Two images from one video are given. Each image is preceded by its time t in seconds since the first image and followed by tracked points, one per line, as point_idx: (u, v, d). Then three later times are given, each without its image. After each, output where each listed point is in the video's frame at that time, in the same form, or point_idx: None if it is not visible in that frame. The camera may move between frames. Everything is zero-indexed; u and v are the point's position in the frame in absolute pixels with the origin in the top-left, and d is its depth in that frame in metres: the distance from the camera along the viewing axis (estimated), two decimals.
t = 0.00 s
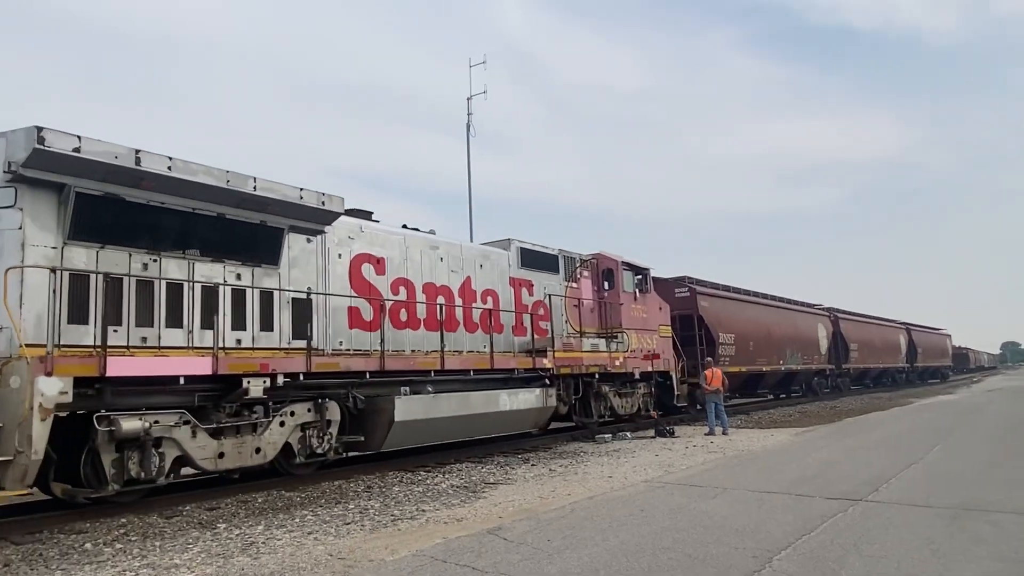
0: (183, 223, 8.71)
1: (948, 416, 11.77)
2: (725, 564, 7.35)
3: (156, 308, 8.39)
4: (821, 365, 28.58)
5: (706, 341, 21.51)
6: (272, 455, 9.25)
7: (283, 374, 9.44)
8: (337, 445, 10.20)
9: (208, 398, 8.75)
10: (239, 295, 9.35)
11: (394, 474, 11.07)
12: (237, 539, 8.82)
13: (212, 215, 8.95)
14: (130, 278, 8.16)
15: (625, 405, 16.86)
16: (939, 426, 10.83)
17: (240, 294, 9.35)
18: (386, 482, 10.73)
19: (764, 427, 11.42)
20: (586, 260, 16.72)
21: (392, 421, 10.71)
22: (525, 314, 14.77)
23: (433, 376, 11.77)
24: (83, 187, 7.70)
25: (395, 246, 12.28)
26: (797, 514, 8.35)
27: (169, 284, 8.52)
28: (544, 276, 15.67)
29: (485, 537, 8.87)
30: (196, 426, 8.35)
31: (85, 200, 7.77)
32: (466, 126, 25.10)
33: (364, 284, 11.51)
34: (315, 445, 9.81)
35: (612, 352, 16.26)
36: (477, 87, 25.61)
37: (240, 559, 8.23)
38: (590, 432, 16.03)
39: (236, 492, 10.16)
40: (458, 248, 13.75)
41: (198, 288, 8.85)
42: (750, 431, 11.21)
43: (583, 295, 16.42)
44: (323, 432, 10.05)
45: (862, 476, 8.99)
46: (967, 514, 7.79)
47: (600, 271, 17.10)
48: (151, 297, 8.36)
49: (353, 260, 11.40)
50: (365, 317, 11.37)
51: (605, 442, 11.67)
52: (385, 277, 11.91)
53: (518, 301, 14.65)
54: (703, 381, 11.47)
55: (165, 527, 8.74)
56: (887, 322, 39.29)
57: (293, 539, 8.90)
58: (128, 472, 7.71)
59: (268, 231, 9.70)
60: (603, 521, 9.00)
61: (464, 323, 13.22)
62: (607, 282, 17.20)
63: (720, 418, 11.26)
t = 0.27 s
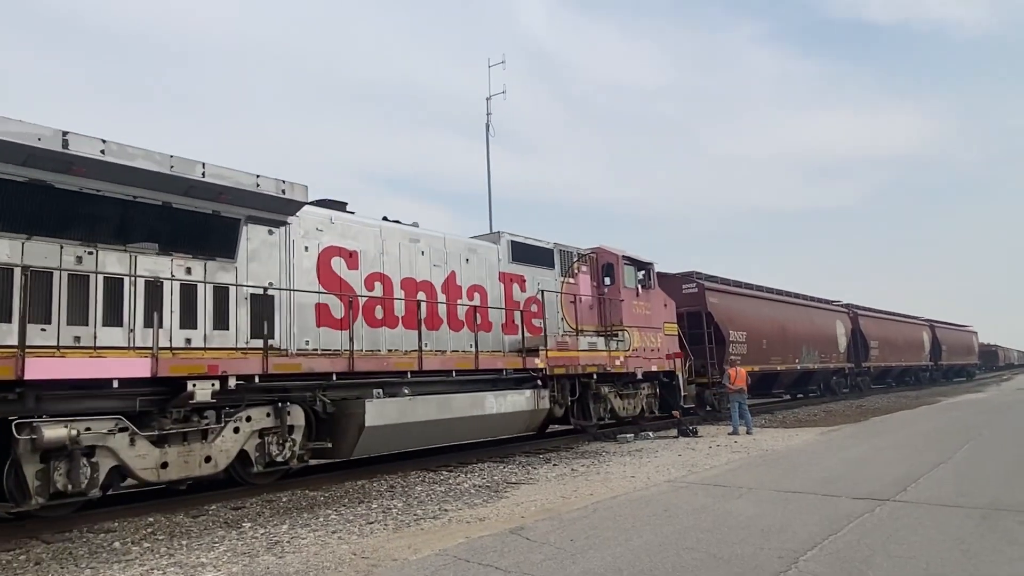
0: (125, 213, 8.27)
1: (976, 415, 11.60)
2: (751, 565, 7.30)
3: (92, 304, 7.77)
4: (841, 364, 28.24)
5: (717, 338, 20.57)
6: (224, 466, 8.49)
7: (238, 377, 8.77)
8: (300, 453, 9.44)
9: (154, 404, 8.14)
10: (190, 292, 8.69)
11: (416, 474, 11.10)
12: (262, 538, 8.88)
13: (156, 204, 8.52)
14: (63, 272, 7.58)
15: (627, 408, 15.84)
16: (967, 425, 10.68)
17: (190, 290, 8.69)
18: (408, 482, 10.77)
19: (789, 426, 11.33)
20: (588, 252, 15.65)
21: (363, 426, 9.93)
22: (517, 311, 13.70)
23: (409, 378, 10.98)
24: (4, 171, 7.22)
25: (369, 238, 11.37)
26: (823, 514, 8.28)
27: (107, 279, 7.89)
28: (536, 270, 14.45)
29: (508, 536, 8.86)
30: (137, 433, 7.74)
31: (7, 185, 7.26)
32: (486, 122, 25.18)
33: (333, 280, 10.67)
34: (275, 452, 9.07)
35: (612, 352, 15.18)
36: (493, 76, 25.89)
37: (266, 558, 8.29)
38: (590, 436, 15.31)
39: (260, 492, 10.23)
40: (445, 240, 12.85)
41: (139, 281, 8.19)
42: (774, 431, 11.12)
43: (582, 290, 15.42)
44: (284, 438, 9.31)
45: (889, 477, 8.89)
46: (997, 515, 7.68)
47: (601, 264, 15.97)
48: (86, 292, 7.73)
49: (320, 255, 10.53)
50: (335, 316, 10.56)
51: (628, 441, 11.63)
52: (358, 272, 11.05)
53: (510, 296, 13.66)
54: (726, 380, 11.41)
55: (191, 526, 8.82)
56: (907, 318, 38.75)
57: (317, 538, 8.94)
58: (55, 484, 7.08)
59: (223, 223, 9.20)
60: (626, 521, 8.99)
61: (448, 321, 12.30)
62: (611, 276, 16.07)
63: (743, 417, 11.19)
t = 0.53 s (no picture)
0: (48, 200, 7.39)
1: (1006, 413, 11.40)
2: (775, 565, 7.24)
3: (15, 301, 7.03)
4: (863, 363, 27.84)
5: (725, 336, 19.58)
6: (166, 476, 7.77)
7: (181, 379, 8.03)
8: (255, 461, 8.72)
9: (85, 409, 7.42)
10: (128, 287, 7.96)
11: (438, 473, 11.14)
12: (287, 536, 8.97)
13: (88, 190, 7.71)
14: None
15: (626, 409, 14.97)
16: (998, 423, 10.49)
17: (128, 286, 7.95)
18: (430, 481, 10.81)
19: (814, 425, 11.21)
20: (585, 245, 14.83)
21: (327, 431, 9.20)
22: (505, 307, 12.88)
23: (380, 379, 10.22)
24: None
25: (337, 230, 10.58)
26: (849, 514, 8.17)
27: (34, 274, 7.18)
28: (528, 264, 13.64)
29: (531, 535, 8.86)
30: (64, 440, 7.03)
31: None
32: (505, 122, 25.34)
33: (296, 273, 9.92)
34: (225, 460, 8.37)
35: (609, 350, 14.25)
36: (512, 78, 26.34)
37: (290, 556, 8.36)
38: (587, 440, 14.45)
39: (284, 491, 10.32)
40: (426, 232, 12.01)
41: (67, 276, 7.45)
42: (799, 429, 11.00)
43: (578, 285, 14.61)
44: (235, 445, 8.55)
45: (917, 476, 8.75)
46: None
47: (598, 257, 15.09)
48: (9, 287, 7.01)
49: (281, 247, 9.77)
50: (299, 313, 9.78)
51: (650, 440, 11.57)
52: (323, 266, 10.26)
53: (496, 293, 12.84)
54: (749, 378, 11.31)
55: (217, 525, 8.92)
56: (932, 314, 38.10)
57: (341, 537, 9.00)
58: None
59: (162, 211, 8.33)
60: (649, 520, 8.95)
61: (428, 317, 11.50)
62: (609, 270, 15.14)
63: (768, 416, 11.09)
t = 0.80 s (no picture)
0: None
1: None
2: (800, 565, 7.11)
3: None
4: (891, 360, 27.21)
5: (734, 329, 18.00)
6: (94, 487, 6.98)
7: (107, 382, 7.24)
8: (197, 471, 7.88)
9: None
10: (52, 280, 7.13)
11: (461, 472, 11.18)
12: (311, 535, 9.08)
13: (8, 176, 6.97)
14: None
15: (625, 410, 14.21)
16: None
17: (55, 282, 7.16)
18: (453, 480, 10.87)
19: (840, 423, 11.01)
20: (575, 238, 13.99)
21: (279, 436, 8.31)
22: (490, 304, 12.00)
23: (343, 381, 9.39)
24: None
25: (296, 220, 9.66)
26: (876, 513, 8.00)
27: None
28: (517, 258, 12.78)
29: (552, 534, 8.85)
30: None
31: None
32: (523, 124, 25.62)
33: (249, 269, 9.03)
34: (162, 470, 7.54)
35: (604, 348, 13.42)
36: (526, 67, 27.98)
37: (314, 554, 8.47)
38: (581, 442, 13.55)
39: (308, 490, 10.44)
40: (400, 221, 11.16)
41: None
42: (824, 428, 10.81)
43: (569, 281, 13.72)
44: (174, 455, 7.70)
45: (947, 474, 8.54)
46: None
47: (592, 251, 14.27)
48: None
49: (233, 240, 8.91)
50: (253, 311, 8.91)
51: (674, 439, 11.47)
52: (280, 260, 9.38)
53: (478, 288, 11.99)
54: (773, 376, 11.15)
55: (242, 523, 9.06)
56: (955, 310, 37.35)
57: (364, 536, 9.09)
58: None
59: (94, 200, 7.56)
60: (672, 520, 8.85)
61: (401, 315, 10.63)
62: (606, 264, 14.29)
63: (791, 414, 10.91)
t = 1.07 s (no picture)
0: None
1: None
2: (827, 564, 7.10)
3: None
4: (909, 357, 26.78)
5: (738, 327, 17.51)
6: (4, 501, 6.35)
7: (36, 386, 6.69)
8: (127, 482, 7.17)
9: None
10: None
11: (482, 470, 11.19)
12: (335, 533, 9.09)
13: None
14: None
15: (620, 412, 13.39)
16: None
17: None
18: (475, 478, 10.87)
19: (866, 421, 10.94)
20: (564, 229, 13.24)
21: (220, 446, 7.63)
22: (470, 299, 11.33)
23: (297, 383, 8.62)
24: None
25: (249, 211, 9.06)
26: (902, 513, 7.96)
27: None
28: (498, 251, 12.02)
29: (576, 533, 8.85)
30: None
31: None
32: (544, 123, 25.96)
33: (194, 263, 8.38)
34: (86, 482, 6.86)
35: (595, 347, 12.57)
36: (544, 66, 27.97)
37: (339, 553, 8.48)
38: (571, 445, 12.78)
39: (331, 487, 10.46)
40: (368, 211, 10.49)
41: None
42: (851, 426, 10.74)
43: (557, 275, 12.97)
44: (100, 465, 7.03)
45: (975, 474, 8.48)
46: None
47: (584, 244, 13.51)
48: None
49: (176, 231, 8.29)
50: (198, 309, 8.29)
51: (696, 437, 11.44)
52: (228, 253, 8.72)
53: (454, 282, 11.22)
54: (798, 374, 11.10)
55: (267, 521, 9.09)
56: (978, 306, 36.82)
57: (388, 534, 9.10)
58: None
59: (13, 188, 6.96)
60: (696, 518, 8.85)
61: (367, 312, 9.96)
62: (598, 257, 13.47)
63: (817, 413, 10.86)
